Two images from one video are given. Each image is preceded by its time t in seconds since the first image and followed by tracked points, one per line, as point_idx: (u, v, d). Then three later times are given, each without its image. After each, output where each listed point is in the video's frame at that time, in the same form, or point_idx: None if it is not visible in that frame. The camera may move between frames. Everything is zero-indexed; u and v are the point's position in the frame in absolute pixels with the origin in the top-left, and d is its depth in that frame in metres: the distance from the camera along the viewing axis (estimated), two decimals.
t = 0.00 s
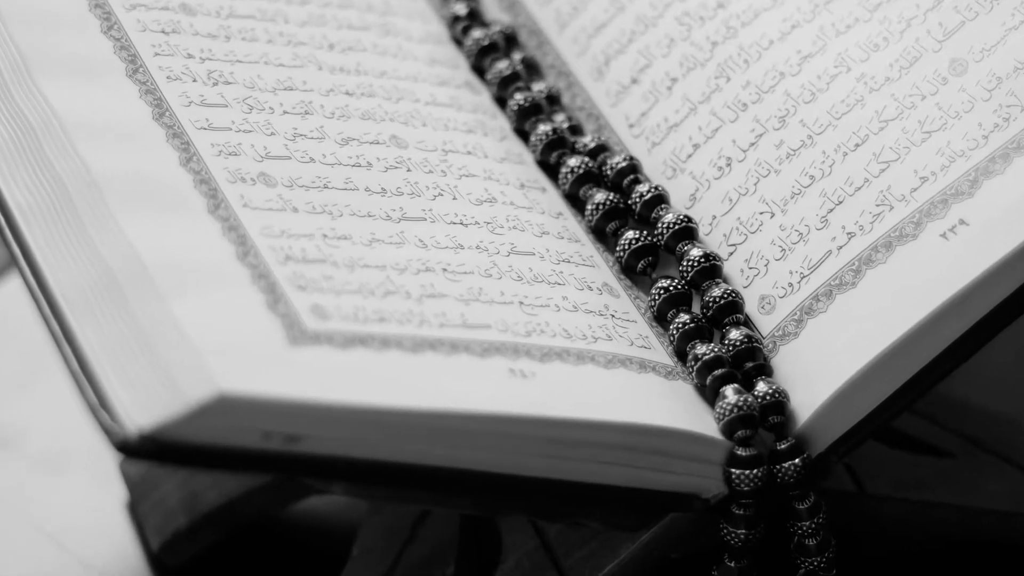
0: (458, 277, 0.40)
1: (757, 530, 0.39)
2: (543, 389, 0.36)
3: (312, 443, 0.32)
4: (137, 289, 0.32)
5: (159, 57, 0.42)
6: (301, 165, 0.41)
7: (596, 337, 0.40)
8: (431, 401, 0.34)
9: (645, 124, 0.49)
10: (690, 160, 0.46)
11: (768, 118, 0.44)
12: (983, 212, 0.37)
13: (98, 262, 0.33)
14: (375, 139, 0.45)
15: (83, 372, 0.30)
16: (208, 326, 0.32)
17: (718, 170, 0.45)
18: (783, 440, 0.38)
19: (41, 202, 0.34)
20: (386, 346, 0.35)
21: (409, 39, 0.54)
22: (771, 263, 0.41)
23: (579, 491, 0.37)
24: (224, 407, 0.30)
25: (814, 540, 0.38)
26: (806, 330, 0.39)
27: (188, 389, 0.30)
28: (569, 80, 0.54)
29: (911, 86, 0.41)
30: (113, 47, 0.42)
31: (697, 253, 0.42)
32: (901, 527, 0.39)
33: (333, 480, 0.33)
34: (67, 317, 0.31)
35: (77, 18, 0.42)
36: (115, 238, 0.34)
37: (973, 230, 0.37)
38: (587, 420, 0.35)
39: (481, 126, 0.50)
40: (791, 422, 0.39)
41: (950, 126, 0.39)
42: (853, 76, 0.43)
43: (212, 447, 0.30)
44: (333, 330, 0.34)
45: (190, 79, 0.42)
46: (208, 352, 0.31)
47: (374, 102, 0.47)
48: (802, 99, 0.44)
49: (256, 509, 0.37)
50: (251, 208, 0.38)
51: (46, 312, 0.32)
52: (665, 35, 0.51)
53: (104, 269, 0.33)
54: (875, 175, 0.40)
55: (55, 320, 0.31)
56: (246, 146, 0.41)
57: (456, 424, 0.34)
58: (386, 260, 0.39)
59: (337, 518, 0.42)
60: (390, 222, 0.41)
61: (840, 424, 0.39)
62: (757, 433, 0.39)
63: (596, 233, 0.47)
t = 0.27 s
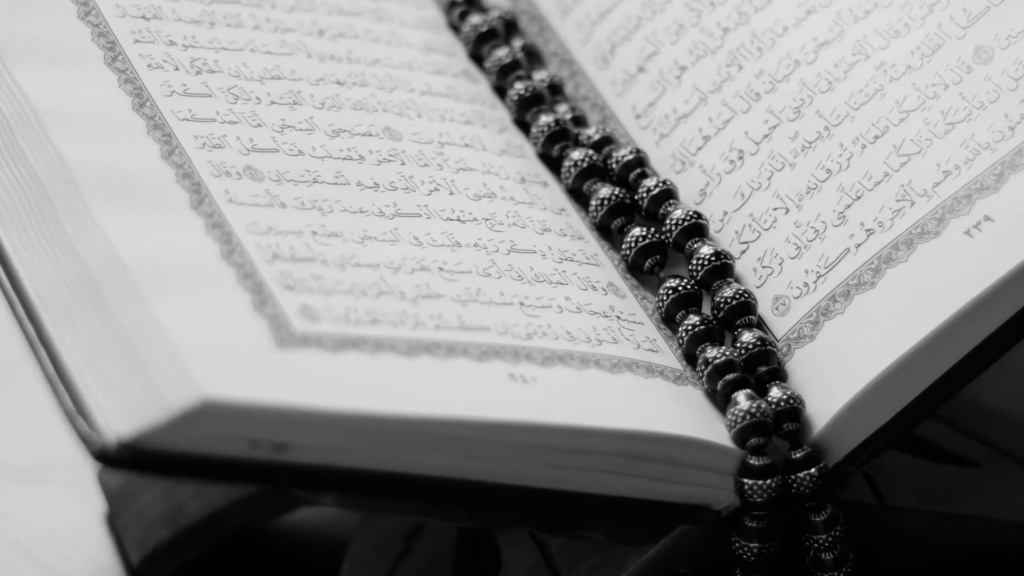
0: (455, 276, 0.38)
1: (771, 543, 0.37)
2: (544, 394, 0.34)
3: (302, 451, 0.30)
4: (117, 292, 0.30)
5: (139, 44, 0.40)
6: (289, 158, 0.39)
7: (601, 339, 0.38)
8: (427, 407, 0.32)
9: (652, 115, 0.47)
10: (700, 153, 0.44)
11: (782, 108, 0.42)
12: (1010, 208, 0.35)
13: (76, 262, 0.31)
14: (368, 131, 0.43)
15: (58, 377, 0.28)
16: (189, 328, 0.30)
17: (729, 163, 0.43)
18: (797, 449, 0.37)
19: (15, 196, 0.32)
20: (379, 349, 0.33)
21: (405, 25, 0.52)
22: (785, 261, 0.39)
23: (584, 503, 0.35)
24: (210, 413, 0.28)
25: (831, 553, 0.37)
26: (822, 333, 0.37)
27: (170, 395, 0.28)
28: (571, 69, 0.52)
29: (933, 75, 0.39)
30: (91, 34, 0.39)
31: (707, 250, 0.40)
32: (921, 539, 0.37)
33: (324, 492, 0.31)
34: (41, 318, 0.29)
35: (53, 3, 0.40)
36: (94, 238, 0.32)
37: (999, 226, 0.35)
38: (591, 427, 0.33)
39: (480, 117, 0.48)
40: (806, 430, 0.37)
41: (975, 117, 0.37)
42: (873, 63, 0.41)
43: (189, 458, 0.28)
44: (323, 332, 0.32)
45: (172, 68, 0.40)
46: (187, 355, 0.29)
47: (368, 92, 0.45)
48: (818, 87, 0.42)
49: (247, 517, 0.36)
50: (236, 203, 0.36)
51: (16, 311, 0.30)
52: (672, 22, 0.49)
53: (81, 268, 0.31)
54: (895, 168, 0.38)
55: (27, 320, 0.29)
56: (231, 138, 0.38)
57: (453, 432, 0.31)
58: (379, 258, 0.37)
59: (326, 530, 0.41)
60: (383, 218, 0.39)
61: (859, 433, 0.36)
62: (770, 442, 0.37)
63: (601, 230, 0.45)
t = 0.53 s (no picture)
0: (452, 276, 0.36)
1: (784, 557, 0.35)
2: (547, 400, 0.32)
3: (290, 459, 0.28)
4: (96, 292, 0.28)
5: (119, 31, 0.38)
6: (278, 151, 0.37)
7: (606, 342, 0.36)
8: (422, 414, 0.30)
9: (660, 106, 0.45)
10: (710, 146, 0.43)
11: (796, 99, 0.40)
12: None
13: (54, 261, 0.29)
14: (361, 124, 0.41)
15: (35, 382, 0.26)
16: (173, 330, 0.28)
17: (741, 156, 0.41)
18: (813, 458, 0.35)
19: None
20: (372, 353, 0.31)
21: (401, 12, 0.50)
22: (800, 259, 0.38)
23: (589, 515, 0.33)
24: (193, 421, 0.26)
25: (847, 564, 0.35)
26: (838, 335, 0.36)
27: (152, 401, 0.26)
28: (574, 58, 0.50)
29: (956, 64, 0.37)
30: (69, 22, 0.38)
31: (717, 248, 0.38)
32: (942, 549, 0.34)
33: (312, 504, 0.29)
34: (16, 319, 0.27)
35: None
36: (73, 236, 0.30)
37: None
38: (596, 434, 0.32)
39: (478, 108, 0.47)
40: (822, 436, 0.35)
41: (998, 109, 0.35)
42: (892, 52, 0.39)
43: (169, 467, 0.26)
44: (313, 335, 0.31)
45: (154, 58, 0.38)
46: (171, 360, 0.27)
47: (360, 82, 0.43)
48: (835, 77, 0.40)
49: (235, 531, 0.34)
50: (221, 198, 0.34)
51: None
52: (680, 9, 0.48)
53: (58, 266, 0.29)
54: (915, 162, 0.36)
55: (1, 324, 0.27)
56: (217, 130, 0.37)
57: (450, 439, 0.30)
58: (372, 257, 0.35)
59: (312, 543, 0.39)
60: (376, 215, 0.37)
61: (878, 441, 0.34)
62: (784, 450, 0.35)
63: (606, 227, 0.43)
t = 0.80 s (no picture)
0: (450, 276, 0.34)
1: (797, 570, 0.34)
2: (549, 405, 0.31)
3: (279, 468, 0.26)
4: (75, 288, 0.27)
5: (101, 19, 0.37)
6: (267, 145, 0.36)
7: (611, 344, 0.34)
8: (418, 419, 0.28)
9: (667, 98, 0.44)
10: (719, 139, 0.41)
11: (809, 90, 0.39)
12: None
13: (31, 260, 0.28)
14: (355, 116, 0.39)
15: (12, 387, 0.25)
16: (157, 331, 0.27)
17: (752, 150, 0.40)
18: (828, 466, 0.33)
19: None
20: (365, 356, 0.29)
21: None
22: (813, 257, 0.36)
23: (593, 526, 0.31)
24: (177, 428, 0.25)
25: None
26: (853, 336, 0.34)
27: (135, 407, 0.24)
28: (577, 47, 0.49)
29: (977, 53, 0.36)
30: (48, 10, 0.36)
31: (727, 246, 0.37)
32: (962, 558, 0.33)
33: (302, 515, 0.28)
34: None
35: None
36: (51, 233, 0.28)
37: None
38: (601, 442, 0.30)
39: (477, 99, 0.45)
40: (836, 444, 0.33)
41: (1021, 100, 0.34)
42: (910, 41, 0.38)
43: (151, 476, 0.25)
44: (304, 337, 0.29)
45: (137, 47, 0.36)
46: (155, 363, 0.25)
47: (353, 73, 0.41)
48: (851, 66, 0.39)
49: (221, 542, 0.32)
50: (207, 194, 0.32)
51: None
52: None
53: (35, 265, 0.27)
54: (935, 156, 0.35)
55: None
56: (203, 123, 0.35)
57: (447, 447, 0.28)
58: (365, 255, 0.33)
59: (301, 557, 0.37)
60: (369, 211, 0.35)
61: (896, 448, 0.33)
62: (797, 458, 0.34)
63: (610, 224, 0.41)
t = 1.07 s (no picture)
0: (447, 275, 0.33)
1: None
2: (549, 410, 0.29)
3: (270, 476, 0.25)
4: (55, 288, 0.26)
5: (84, 8, 0.35)
6: (256, 139, 0.34)
7: (615, 346, 0.33)
8: (415, 424, 0.27)
9: (674, 90, 0.43)
10: (728, 133, 0.40)
11: (822, 82, 0.38)
12: None
13: (9, 257, 0.27)
14: (348, 109, 0.38)
15: None
16: (144, 333, 0.25)
17: (763, 144, 0.38)
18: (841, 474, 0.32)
19: None
20: (359, 359, 0.28)
21: None
22: (826, 256, 0.35)
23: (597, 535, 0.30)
24: (164, 432, 0.24)
25: None
26: (868, 339, 0.33)
27: (118, 413, 0.23)
28: (580, 37, 0.47)
29: (997, 43, 0.34)
30: None
31: (736, 245, 0.35)
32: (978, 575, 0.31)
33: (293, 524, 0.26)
34: None
35: None
36: (30, 228, 0.27)
37: None
38: (605, 448, 0.28)
39: (476, 92, 0.44)
40: (850, 451, 0.32)
41: None
42: (928, 30, 0.36)
43: (139, 484, 0.24)
44: (295, 339, 0.28)
45: (122, 37, 0.35)
46: (140, 367, 0.24)
47: (347, 64, 0.40)
48: (866, 57, 0.37)
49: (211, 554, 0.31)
50: (193, 190, 0.31)
51: None
52: None
53: (13, 262, 0.26)
54: (953, 150, 0.33)
55: None
56: (190, 116, 0.34)
57: (441, 454, 0.27)
58: (359, 254, 0.32)
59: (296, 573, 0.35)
60: (363, 208, 0.34)
61: (912, 454, 0.32)
62: (809, 466, 0.32)
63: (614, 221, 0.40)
